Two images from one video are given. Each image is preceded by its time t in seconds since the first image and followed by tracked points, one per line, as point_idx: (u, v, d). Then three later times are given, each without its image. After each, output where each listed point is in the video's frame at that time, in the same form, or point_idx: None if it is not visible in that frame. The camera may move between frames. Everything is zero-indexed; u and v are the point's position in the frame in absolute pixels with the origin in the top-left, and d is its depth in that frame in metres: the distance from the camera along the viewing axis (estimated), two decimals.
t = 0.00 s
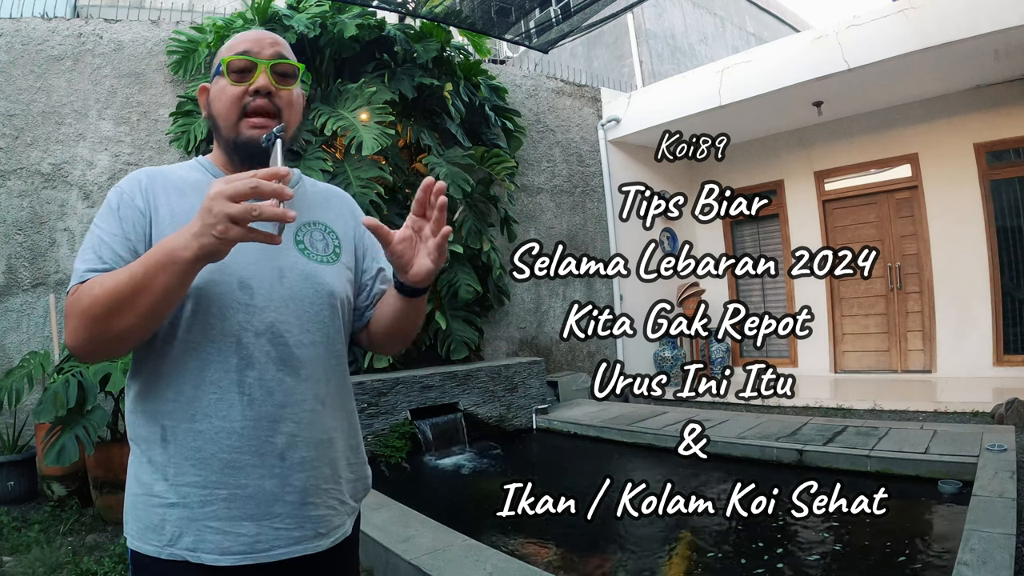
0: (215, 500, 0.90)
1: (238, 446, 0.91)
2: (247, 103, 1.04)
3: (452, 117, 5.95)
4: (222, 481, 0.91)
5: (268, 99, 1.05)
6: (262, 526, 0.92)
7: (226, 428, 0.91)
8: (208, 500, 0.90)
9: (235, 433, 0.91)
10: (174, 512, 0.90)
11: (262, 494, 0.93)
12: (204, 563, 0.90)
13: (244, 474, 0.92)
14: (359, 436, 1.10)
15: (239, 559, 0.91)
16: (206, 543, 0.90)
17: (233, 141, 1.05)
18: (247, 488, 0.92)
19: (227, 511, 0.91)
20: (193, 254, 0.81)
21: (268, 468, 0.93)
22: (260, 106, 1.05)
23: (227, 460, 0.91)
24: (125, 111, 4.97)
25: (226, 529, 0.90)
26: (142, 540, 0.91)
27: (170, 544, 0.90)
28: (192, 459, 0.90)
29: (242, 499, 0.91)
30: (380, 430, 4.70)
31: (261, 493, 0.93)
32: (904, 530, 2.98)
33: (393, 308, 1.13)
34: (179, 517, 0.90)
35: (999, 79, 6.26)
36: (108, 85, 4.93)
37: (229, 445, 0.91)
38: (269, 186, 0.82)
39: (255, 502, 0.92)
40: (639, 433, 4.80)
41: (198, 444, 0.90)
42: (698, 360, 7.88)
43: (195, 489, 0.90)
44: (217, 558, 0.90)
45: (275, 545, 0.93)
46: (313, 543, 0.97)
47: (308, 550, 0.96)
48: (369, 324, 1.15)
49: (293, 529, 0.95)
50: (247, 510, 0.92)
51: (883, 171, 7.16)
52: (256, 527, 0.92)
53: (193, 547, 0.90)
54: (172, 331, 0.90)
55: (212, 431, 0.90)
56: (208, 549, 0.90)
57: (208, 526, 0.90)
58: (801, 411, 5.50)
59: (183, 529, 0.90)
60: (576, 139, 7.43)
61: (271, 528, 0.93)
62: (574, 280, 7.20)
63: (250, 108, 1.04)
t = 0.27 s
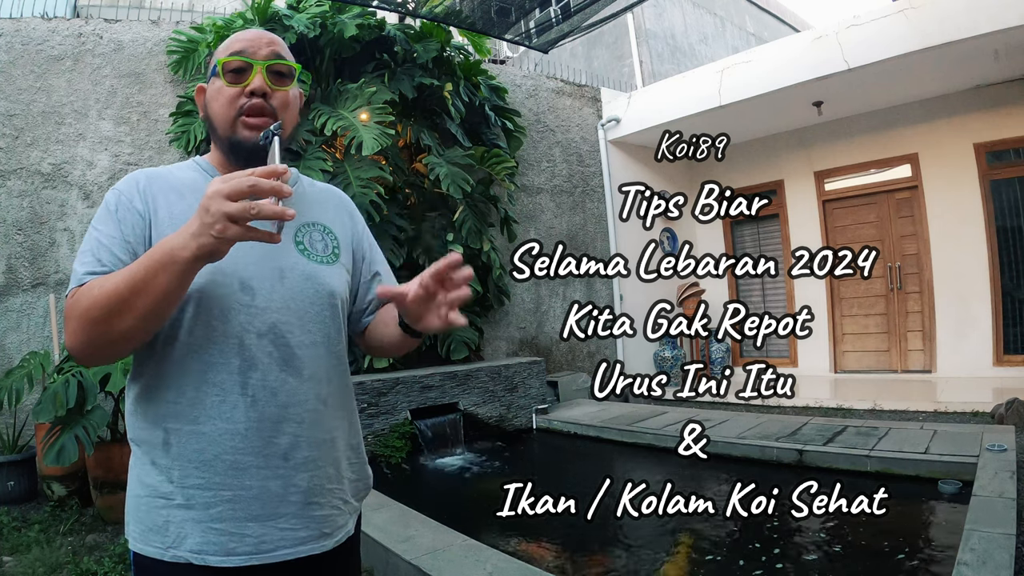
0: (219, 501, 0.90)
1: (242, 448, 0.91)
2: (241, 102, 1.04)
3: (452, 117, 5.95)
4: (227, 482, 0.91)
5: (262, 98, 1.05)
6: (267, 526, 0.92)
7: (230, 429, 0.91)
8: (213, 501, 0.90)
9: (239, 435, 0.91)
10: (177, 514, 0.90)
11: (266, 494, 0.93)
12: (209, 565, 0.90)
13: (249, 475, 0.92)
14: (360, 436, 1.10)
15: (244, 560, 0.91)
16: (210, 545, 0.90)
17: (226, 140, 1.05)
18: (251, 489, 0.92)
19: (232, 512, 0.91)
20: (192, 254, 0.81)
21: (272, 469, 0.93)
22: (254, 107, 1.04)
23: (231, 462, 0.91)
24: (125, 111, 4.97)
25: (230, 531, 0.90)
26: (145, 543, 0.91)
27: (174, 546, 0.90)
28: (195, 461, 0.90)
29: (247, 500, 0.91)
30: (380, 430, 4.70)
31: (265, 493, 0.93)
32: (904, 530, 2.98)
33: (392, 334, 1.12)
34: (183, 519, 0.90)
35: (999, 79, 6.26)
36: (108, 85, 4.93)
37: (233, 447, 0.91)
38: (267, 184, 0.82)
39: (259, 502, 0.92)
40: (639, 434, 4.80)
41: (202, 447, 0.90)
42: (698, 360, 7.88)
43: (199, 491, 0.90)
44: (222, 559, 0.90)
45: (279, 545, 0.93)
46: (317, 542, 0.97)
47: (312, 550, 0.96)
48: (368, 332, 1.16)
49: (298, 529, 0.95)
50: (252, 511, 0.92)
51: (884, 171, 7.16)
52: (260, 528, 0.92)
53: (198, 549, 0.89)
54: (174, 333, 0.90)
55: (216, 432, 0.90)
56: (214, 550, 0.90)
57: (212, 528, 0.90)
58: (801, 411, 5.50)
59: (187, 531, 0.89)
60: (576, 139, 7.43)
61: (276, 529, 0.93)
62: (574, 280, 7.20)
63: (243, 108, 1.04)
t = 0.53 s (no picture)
0: (223, 500, 0.90)
1: (246, 446, 0.91)
2: (233, 92, 1.04)
3: (452, 117, 5.95)
4: (230, 481, 0.91)
5: (253, 86, 1.05)
6: (271, 525, 0.92)
7: (234, 427, 0.91)
8: (217, 500, 0.90)
9: (243, 433, 0.91)
10: (181, 514, 0.90)
11: (270, 493, 0.93)
12: (212, 564, 0.90)
13: (253, 473, 0.92)
14: (363, 434, 1.10)
15: (248, 559, 0.91)
16: (213, 544, 0.90)
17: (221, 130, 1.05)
18: (255, 487, 0.92)
19: (236, 511, 0.91)
20: (180, 249, 0.81)
21: (276, 467, 0.93)
22: (246, 95, 1.04)
23: (235, 460, 0.91)
24: (125, 111, 4.97)
25: (234, 530, 0.90)
26: (149, 544, 0.91)
27: (177, 546, 0.90)
28: (199, 460, 0.90)
29: (251, 499, 0.91)
30: (380, 430, 4.70)
31: (269, 491, 0.93)
32: (904, 530, 2.98)
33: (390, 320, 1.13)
34: (186, 519, 0.90)
35: (998, 79, 6.27)
36: (108, 85, 4.93)
37: (237, 445, 0.91)
38: (257, 179, 0.82)
39: (263, 500, 0.92)
40: (639, 433, 4.81)
41: (206, 445, 0.90)
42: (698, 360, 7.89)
43: (204, 490, 0.90)
44: (225, 559, 0.90)
45: (283, 544, 0.93)
46: (321, 541, 0.97)
47: (316, 548, 0.96)
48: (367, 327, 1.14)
49: (302, 527, 0.95)
50: (257, 509, 0.92)
51: (883, 171, 7.16)
52: (264, 527, 0.92)
53: (202, 549, 0.90)
54: (178, 331, 0.90)
55: (219, 431, 0.90)
56: (218, 549, 0.90)
57: (215, 527, 0.90)
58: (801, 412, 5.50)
59: (191, 530, 0.89)
60: (576, 139, 7.43)
61: (279, 527, 0.93)
62: (574, 280, 7.20)
63: (236, 98, 1.04)
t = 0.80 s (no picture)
0: (227, 497, 0.90)
1: (250, 443, 0.91)
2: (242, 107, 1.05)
3: (452, 117, 5.95)
4: (235, 478, 0.91)
5: (264, 101, 1.06)
6: (275, 520, 0.93)
7: (238, 424, 0.91)
8: (221, 497, 0.90)
9: (247, 430, 0.91)
10: (183, 513, 0.90)
11: (274, 489, 0.93)
12: (217, 561, 0.90)
13: (258, 470, 0.92)
14: (364, 431, 1.10)
15: (252, 555, 0.91)
16: (218, 541, 0.90)
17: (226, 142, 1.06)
18: (259, 484, 0.92)
19: (240, 508, 0.91)
20: (189, 248, 0.80)
21: (280, 464, 0.93)
22: (256, 111, 1.05)
23: (239, 457, 0.91)
24: (125, 111, 4.97)
25: (239, 526, 0.90)
26: (151, 544, 0.91)
27: (181, 544, 0.90)
28: (202, 458, 0.90)
29: (255, 495, 0.91)
30: (380, 430, 4.70)
31: (273, 487, 0.93)
32: (905, 530, 2.98)
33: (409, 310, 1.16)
34: (189, 518, 0.89)
35: (998, 79, 6.27)
36: (108, 85, 4.93)
37: (241, 442, 0.91)
38: (264, 176, 0.83)
39: (268, 497, 0.92)
40: (639, 433, 4.81)
41: (209, 443, 0.90)
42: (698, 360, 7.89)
43: (207, 487, 0.90)
44: (231, 555, 0.90)
45: (288, 540, 0.93)
46: (326, 536, 0.97)
47: (321, 543, 0.96)
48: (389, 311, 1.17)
49: (306, 522, 0.95)
50: (261, 506, 0.92)
51: (883, 171, 7.16)
52: (269, 522, 0.92)
53: (207, 546, 0.89)
54: (182, 330, 0.90)
55: (223, 428, 0.90)
56: (222, 547, 0.90)
57: (219, 524, 0.90)
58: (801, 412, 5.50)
59: (195, 528, 0.89)
60: (576, 139, 7.43)
61: (284, 523, 0.93)
62: (574, 280, 7.20)
63: (246, 112, 1.05)
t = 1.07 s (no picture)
0: (230, 505, 0.90)
1: (253, 450, 0.92)
2: (259, 113, 1.05)
3: (452, 117, 5.95)
4: (238, 485, 0.91)
5: (280, 114, 1.06)
6: (277, 528, 0.93)
7: (240, 431, 0.91)
8: (224, 505, 0.90)
9: (249, 437, 0.91)
10: (186, 520, 0.89)
11: (275, 496, 0.93)
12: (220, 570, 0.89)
13: (261, 477, 0.92)
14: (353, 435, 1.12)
15: (256, 563, 0.91)
16: (221, 550, 0.89)
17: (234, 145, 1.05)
18: (260, 491, 0.92)
19: (244, 515, 0.91)
20: (205, 260, 0.80)
21: (281, 470, 0.94)
22: (273, 122, 1.05)
23: (241, 463, 0.91)
24: (125, 111, 4.97)
25: (241, 534, 0.90)
26: (151, 552, 0.90)
27: (184, 552, 0.89)
28: (205, 465, 0.90)
29: (257, 502, 0.92)
30: (380, 430, 4.71)
31: (274, 494, 0.93)
32: (905, 530, 2.98)
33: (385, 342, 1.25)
34: (192, 525, 0.89)
35: (998, 79, 6.27)
36: (108, 85, 4.93)
37: (244, 450, 0.91)
38: (284, 193, 0.82)
39: (270, 503, 0.93)
40: (639, 434, 4.80)
41: (212, 451, 0.90)
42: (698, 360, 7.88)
43: (210, 496, 0.90)
44: (234, 564, 0.90)
45: (288, 545, 0.94)
46: (321, 540, 0.98)
47: (318, 546, 0.98)
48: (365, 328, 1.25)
49: (306, 528, 0.96)
50: (263, 513, 0.92)
51: (883, 171, 7.16)
52: (271, 530, 0.93)
53: (209, 555, 0.89)
54: (180, 337, 0.89)
55: (226, 436, 0.90)
56: (225, 556, 0.89)
57: (222, 532, 0.90)
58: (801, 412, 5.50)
59: (197, 536, 0.89)
60: (576, 139, 7.43)
61: (285, 529, 0.94)
62: (574, 280, 7.19)
63: (261, 121, 1.05)
